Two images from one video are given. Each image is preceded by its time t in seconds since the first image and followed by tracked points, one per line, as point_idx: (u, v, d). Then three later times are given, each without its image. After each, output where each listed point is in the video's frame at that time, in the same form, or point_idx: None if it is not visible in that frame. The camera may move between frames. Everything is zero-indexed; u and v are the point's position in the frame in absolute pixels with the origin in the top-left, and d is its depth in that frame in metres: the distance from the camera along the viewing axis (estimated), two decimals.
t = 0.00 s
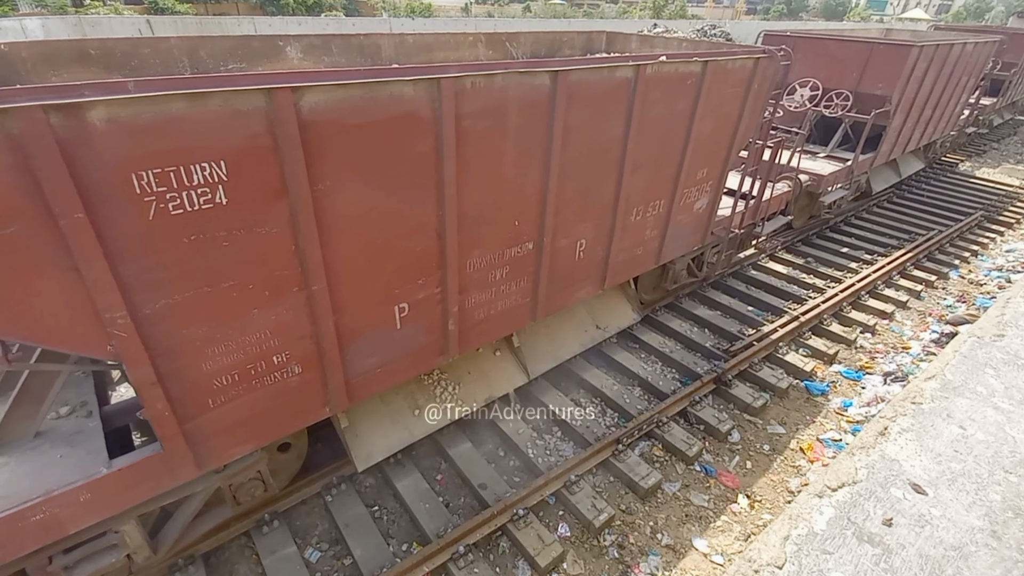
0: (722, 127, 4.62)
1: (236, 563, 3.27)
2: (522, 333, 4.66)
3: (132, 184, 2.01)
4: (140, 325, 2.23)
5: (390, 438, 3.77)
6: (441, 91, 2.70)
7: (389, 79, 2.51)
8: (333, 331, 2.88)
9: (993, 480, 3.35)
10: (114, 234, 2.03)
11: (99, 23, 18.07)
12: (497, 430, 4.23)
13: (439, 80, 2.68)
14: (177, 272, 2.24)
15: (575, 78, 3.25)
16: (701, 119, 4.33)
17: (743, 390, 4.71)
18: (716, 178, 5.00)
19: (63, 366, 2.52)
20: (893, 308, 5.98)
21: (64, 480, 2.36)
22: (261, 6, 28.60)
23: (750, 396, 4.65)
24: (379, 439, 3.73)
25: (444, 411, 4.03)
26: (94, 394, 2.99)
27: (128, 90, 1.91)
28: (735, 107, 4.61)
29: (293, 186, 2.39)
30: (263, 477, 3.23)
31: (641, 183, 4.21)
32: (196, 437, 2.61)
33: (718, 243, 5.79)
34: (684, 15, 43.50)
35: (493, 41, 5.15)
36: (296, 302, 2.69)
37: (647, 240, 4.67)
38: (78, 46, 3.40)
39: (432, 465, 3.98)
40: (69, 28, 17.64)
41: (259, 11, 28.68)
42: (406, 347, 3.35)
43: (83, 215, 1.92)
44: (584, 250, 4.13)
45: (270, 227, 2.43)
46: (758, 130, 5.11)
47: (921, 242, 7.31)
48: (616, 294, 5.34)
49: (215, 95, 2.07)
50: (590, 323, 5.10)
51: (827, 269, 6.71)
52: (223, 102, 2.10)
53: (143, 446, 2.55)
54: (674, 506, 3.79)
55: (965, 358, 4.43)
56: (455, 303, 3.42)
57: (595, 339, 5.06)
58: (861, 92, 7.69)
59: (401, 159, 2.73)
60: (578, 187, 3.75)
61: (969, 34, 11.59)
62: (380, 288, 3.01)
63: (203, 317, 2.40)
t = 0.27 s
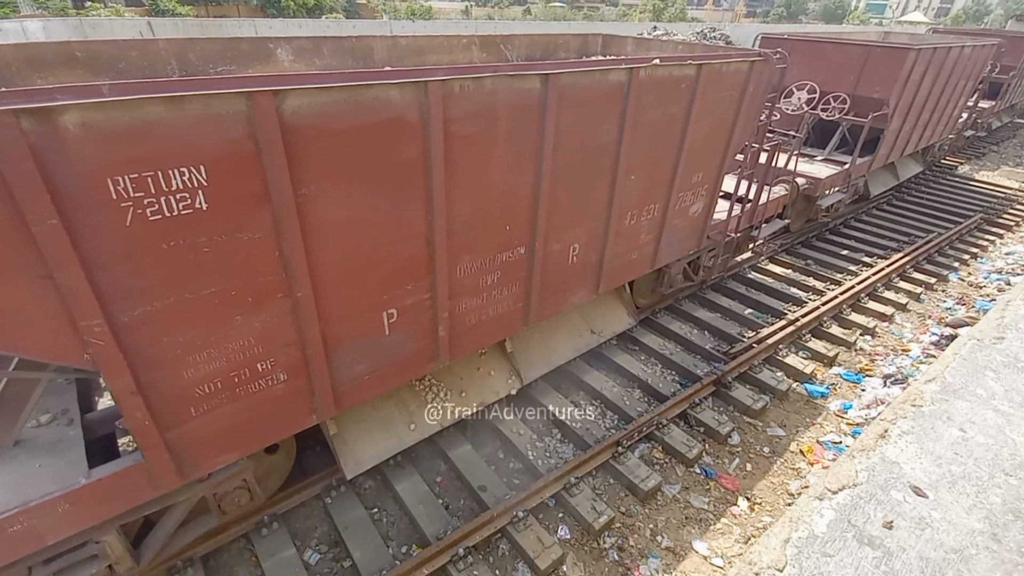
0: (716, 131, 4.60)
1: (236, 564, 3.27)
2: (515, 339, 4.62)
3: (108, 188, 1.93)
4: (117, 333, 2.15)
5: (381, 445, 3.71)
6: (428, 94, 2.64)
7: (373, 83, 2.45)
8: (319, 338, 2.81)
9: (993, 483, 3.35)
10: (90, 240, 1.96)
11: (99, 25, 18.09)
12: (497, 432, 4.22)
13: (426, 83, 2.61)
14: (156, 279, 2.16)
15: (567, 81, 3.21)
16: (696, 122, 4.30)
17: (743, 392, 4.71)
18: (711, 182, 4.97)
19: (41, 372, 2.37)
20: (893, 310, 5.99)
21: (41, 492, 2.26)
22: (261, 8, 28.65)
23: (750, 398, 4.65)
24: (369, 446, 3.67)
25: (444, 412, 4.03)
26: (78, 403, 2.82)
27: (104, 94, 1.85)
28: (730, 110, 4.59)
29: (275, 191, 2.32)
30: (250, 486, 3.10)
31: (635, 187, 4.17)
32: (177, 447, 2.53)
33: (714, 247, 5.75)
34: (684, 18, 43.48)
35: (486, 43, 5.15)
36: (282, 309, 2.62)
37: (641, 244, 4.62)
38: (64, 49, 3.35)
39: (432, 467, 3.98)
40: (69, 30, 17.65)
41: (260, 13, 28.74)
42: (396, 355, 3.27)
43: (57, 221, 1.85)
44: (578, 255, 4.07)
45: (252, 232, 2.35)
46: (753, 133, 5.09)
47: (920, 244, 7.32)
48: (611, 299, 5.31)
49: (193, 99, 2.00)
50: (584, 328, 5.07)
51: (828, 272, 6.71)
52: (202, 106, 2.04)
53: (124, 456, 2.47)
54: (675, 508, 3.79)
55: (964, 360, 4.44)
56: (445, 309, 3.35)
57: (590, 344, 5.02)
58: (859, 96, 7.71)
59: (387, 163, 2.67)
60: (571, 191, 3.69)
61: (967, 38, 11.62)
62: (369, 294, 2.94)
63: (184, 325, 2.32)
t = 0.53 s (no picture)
0: (711, 135, 4.58)
1: (236, 566, 3.26)
2: (507, 344, 4.61)
3: (82, 194, 1.88)
4: (94, 341, 2.09)
5: (371, 451, 3.70)
6: (415, 97, 2.60)
7: (357, 86, 2.41)
8: (304, 344, 2.75)
9: (992, 486, 3.35)
10: (65, 245, 1.91)
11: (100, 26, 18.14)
12: (497, 433, 4.23)
13: (413, 87, 2.58)
14: (135, 285, 2.11)
15: (557, 84, 3.18)
16: (690, 126, 4.27)
17: (743, 394, 4.71)
18: (706, 185, 4.95)
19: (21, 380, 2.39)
20: (893, 312, 5.98)
21: (18, 501, 2.24)
22: (262, 10, 28.72)
23: (750, 400, 4.64)
24: (358, 453, 3.65)
25: (443, 411, 4.07)
26: (59, 410, 2.81)
27: (77, 98, 1.81)
28: (725, 113, 4.57)
29: (258, 195, 2.28)
30: (234, 493, 3.08)
31: (629, 191, 4.14)
32: (158, 456, 2.46)
33: (710, 250, 5.69)
34: (684, 20, 43.51)
35: (481, 46, 5.14)
36: (266, 315, 2.56)
37: (637, 248, 4.59)
38: (50, 51, 3.34)
39: (432, 469, 3.97)
40: (70, 31, 17.70)
41: (261, 14, 28.82)
42: (385, 361, 3.22)
43: (31, 226, 1.80)
44: (571, 259, 4.04)
45: (234, 237, 2.30)
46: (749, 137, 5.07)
47: (920, 247, 7.32)
48: (606, 304, 5.30)
49: (172, 101, 1.96)
50: (578, 332, 5.08)
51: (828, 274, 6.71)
52: (181, 109, 2.00)
53: (101, 467, 2.41)
54: (674, 511, 3.78)
55: (964, 363, 4.43)
56: (435, 314, 3.30)
57: (584, 348, 5.02)
58: (857, 98, 7.70)
59: (374, 167, 2.63)
60: (564, 195, 3.66)
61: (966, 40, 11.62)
62: (356, 300, 2.89)
63: (164, 332, 2.26)
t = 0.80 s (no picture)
0: (707, 137, 4.58)
1: (235, 565, 3.27)
2: (500, 347, 4.58)
3: (55, 198, 1.86)
4: (71, 348, 2.07)
5: (360, 456, 3.66)
6: (402, 98, 2.58)
7: (343, 87, 2.38)
8: (290, 349, 2.74)
9: (991, 486, 3.35)
10: (39, 250, 1.88)
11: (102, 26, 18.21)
12: (498, 433, 4.24)
13: (399, 87, 2.55)
14: (113, 290, 2.09)
15: (548, 85, 3.16)
16: (685, 127, 4.26)
17: (743, 394, 4.71)
18: (702, 188, 4.94)
19: None
20: (894, 313, 5.98)
21: None
22: (263, 10, 28.75)
23: (750, 400, 4.65)
24: (348, 457, 3.62)
25: (443, 413, 4.07)
26: (41, 414, 2.67)
27: (50, 99, 1.82)
28: (720, 114, 4.56)
29: (239, 198, 2.26)
30: (221, 501, 3.04)
31: (623, 194, 4.13)
32: (139, 464, 2.45)
33: (708, 253, 5.69)
34: (685, 20, 43.46)
35: (475, 46, 5.14)
36: (249, 320, 2.55)
37: (631, 250, 4.58)
38: (35, 52, 3.32)
39: (432, 469, 3.97)
40: (72, 32, 17.74)
41: (262, 14, 28.86)
42: (373, 364, 3.21)
43: (3, 230, 1.77)
44: (564, 261, 4.03)
45: (215, 241, 2.29)
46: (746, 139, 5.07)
47: (920, 248, 7.32)
48: (602, 307, 5.28)
49: (148, 103, 1.94)
50: (573, 335, 5.03)
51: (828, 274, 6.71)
52: (159, 111, 1.98)
53: (82, 473, 2.38)
54: (674, 511, 3.79)
55: (964, 364, 4.43)
56: (424, 318, 3.29)
57: (579, 352, 4.97)
58: (855, 99, 7.71)
59: (360, 168, 2.61)
60: (556, 197, 3.65)
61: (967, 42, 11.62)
62: (344, 304, 2.88)
63: (143, 338, 2.24)
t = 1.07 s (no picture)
0: (703, 139, 4.56)
1: (235, 565, 3.27)
2: (493, 351, 4.53)
3: (28, 202, 1.81)
4: (47, 353, 2.03)
5: (350, 462, 3.62)
6: (389, 99, 2.54)
7: (328, 87, 2.34)
8: (275, 353, 2.71)
9: (992, 485, 3.35)
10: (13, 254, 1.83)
11: (103, 25, 18.23)
12: (499, 431, 4.23)
13: (388, 88, 2.52)
14: (91, 295, 2.05)
15: (539, 86, 3.13)
16: (681, 128, 4.23)
17: (744, 395, 4.71)
18: (698, 189, 4.92)
19: None
20: (894, 314, 5.98)
21: None
22: (264, 10, 28.77)
23: (750, 400, 4.65)
24: (337, 461, 3.59)
25: (444, 412, 4.08)
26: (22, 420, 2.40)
27: (22, 100, 1.80)
28: (716, 116, 4.54)
29: (220, 202, 2.21)
30: (207, 508, 3.03)
31: (619, 195, 4.11)
32: (120, 471, 2.41)
33: (704, 255, 5.67)
34: (686, 21, 43.45)
35: (470, 46, 5.12)
36: (232, 325, 2.51)
37: (627, 252, 4.56)
38: (20, 51, 3.30)
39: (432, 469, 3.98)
40: (73, 31, 17.74)
41: (263, 14, 28.86)
42: (362, 368, 3.18)
43: None
44: (558, 264, 4.00)
45: (196, 245, 2.24)
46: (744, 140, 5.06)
47: (921, 248, 7.31)
48: (597, 310, 5.23)
49: (124, 104, 1.89)
50: (568, 339, 4.97)
51: (829, 275, 6.72)
52: (135, 112, 1.93)
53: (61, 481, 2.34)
54: (674, 511, 3.79)
55: (964, 364, 4.44)
56: (414, 321, 3.25)
57: (574, 355, 4.91)
58: (854, 100, 7.69)
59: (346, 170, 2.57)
60: (547, 199, 3.62)
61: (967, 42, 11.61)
62: (330, 308, 2.84)
63: (123, 344, 2.20)
